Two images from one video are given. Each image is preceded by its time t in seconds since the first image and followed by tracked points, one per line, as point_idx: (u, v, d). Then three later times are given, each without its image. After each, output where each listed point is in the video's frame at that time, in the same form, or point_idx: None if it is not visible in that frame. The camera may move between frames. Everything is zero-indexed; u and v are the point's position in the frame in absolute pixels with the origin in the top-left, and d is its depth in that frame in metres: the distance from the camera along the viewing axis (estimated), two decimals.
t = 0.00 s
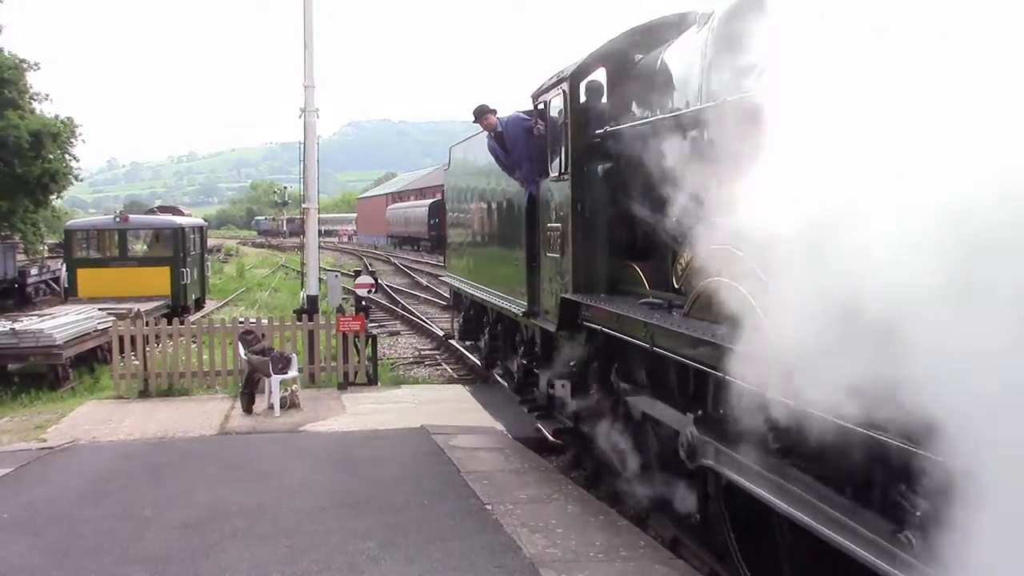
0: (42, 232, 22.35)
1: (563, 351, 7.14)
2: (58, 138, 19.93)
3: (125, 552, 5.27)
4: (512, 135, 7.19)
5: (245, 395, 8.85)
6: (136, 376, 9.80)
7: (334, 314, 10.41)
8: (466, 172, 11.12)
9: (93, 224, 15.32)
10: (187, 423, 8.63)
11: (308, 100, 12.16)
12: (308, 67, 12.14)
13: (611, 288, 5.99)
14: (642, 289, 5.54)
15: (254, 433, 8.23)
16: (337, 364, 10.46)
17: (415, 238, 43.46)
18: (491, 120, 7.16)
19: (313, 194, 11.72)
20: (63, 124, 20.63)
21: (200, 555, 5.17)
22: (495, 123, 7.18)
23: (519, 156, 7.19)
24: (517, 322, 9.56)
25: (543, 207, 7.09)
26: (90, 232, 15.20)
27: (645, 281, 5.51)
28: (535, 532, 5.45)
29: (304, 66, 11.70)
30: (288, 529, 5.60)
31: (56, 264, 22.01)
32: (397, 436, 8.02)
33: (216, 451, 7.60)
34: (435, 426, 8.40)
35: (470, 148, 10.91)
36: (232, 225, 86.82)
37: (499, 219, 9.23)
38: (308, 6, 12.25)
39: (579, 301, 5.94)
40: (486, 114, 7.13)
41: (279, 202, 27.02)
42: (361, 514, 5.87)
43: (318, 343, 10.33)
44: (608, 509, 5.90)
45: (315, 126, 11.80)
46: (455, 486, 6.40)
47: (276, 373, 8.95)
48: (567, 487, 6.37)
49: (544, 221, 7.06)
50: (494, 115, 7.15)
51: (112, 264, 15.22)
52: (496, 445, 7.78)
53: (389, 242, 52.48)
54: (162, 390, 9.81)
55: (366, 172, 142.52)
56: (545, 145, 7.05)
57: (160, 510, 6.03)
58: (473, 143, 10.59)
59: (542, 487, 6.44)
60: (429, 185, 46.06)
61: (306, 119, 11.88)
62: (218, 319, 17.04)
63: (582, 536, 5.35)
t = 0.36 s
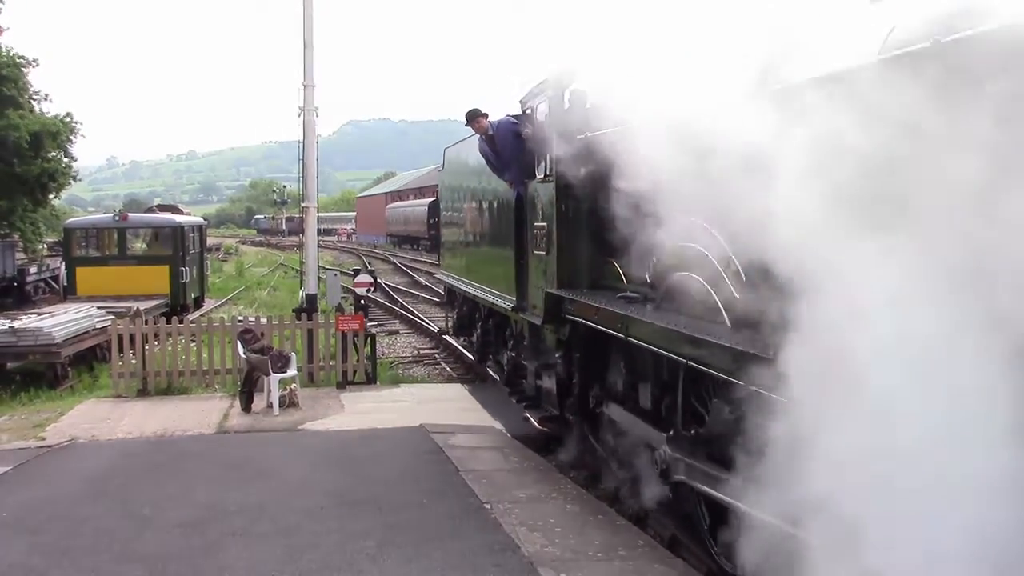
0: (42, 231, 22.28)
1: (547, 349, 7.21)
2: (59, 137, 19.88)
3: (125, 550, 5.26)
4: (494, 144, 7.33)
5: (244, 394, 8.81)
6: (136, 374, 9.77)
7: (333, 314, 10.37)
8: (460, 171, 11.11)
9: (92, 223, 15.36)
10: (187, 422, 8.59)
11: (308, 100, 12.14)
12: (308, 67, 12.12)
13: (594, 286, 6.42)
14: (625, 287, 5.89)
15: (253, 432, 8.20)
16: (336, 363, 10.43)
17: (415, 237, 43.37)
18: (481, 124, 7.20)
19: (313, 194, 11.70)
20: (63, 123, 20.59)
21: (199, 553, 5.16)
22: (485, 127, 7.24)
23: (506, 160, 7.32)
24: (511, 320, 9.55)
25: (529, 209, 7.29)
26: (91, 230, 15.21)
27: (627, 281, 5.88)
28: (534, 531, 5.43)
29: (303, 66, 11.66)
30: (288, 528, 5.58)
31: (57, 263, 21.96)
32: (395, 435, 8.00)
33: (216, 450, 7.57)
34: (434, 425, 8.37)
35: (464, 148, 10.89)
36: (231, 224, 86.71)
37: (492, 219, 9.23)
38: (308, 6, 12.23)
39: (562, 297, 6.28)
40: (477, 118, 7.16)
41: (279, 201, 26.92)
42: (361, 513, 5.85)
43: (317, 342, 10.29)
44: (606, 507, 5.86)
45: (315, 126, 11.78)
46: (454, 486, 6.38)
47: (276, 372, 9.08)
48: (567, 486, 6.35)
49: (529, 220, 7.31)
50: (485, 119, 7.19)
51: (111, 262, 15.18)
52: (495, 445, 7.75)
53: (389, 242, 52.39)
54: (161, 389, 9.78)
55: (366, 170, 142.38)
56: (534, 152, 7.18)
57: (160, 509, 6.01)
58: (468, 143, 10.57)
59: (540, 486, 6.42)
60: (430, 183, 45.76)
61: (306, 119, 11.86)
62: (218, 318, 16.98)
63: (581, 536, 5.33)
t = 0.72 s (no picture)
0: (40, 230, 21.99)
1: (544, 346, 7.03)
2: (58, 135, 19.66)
3: (117, 549, 5.03)
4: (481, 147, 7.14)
5: (242, 393, 8.57)
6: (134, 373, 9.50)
7: (332, 312, 10.14)
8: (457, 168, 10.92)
9: (92, 221, 14.68)
10: (183, 420, 8.36)
11: (307, 96, 11.94)
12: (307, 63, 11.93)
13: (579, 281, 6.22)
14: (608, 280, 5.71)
15: (252, 431, 7.97)
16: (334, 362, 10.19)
17: (414, 238, 43.12)
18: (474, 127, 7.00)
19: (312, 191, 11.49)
20: (62, 121, 20.31)
21: (193, 553, 4.94)
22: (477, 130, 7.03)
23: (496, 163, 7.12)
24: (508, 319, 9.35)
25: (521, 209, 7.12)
26: (91, 229, 14.58)
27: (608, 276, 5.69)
28: (535, 532, 5.21)
29: (303, 62, 11.46)
30: (285, 528, 5.36)
31: (54, 262, 21.66)
32: (393, 435, 7.78)
33: (212, 450, 7.35)
34: (435, 425, 8.17)
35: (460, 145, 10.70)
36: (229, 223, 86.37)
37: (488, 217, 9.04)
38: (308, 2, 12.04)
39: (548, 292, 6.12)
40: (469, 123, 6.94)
41: (279, 202, 26.65)
42: (359, 513, 5.63)
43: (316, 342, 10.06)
44: (607, 508, 5.64)
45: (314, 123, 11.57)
46: (453, 486, 6.16)
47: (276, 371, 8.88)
48: (568, 487, 6.14)
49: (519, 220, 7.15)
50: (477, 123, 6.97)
51: (111, 262, 14.59)
52: (495, 445, 7.53)
53: (388, 242, 52.13)
54: (159, 388, 9.49)
55: (365, 170, 142.08)
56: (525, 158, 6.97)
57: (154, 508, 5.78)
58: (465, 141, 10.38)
59: (541, 486, 6.21)
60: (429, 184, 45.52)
61: (305, 116, 11.65)
62: (215, 317, 16.72)
63: (582, 536, 5.12)
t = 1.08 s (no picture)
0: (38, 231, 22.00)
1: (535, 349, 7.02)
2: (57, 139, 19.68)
3: (119, 550, 5.05)
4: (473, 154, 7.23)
5: (240, 395, 8.58)
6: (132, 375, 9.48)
7: (330, 314, 10.16)
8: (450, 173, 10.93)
9: (89, 223, 14.68)
10: (182, 422, 8.37)
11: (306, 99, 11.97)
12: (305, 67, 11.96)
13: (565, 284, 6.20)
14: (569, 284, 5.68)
15: (251, 433, 7.99)
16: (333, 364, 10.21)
17: (411, 240, 43.14)
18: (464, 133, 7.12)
19: (309, 194, 11.52)
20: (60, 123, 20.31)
21: (192, 554, 4.96)
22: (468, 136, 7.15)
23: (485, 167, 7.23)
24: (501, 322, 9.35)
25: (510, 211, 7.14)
26: (88, 231, 14.57)
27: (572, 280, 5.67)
28: (532, 533, 5.22)
29: (300, 65, 11.50)
30: (285, 529, 5.38)
31: (52, 264, 21.66)
32: (391, 437, 7.79)
33: (211, 451, 7.37)
34: (433, 427, 8.17)
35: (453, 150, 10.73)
36: (227, 225, 86.38)
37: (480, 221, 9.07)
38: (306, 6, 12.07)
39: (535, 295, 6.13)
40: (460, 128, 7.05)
41: (277, 204, 26.66)
42: (358, 514, 5.65)
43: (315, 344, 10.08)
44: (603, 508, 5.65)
45: (311, 126, 11.61)
46: (451, 487, 6.17)
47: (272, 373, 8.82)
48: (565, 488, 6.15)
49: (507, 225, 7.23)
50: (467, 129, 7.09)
51: (108, 264, 14.57)
52: (492, 446, 7.53)
53: (386, 243, 52.16)
54: (158, 390, 9.48)
55: (363, 172, 142.11)
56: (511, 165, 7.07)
57: (155, 509, 5.80)
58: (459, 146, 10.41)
59: (538, 488, 6.21)
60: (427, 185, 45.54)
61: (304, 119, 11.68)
62: (213, 317, 16.73)
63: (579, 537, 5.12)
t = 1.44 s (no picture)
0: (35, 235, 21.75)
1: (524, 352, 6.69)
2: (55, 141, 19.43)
3: (109, 552, 4.79)
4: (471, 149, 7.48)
5: (236, 397, 8.31)
6: (128, 377, 9.20)
7: (326, 316, 9.92)
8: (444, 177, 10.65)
9: (85, 223, 14.26)
10: (177, 424, 8.10)
11: (303, 100, 11.76)
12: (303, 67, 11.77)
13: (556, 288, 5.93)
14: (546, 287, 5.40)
15: (248, 435, 7.72)
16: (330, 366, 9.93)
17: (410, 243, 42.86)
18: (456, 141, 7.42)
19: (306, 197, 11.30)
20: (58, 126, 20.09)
21: (193, 556, 4.71)
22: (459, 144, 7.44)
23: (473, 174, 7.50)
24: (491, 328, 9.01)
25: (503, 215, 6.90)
26: (85, 232, 14.21)
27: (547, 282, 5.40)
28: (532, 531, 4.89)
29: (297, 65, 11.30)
30: (281, 531, 5.11)
31: (49, 267, 21.38)
32: (388, 440, 7.50)
33: (206, 453, 7.10)
34: (431, 430, 7.87)
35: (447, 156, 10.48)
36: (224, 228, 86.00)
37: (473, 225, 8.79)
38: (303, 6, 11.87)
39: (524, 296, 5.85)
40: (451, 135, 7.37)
41: (274, 208, 26.40)
42: (356, 517, 5.37)
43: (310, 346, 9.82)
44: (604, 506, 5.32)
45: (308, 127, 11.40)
46: (450, 488, 5.88)
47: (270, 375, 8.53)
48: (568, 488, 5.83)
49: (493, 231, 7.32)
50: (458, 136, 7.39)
51: (105, 266, 14.25)
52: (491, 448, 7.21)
53: (383, 247, 51.88)
54: (153, 393, 9.19)
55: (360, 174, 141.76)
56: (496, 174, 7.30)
57: (149, 511, 5.54)
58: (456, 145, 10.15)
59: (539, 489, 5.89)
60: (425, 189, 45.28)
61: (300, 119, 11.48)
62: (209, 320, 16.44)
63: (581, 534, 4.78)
